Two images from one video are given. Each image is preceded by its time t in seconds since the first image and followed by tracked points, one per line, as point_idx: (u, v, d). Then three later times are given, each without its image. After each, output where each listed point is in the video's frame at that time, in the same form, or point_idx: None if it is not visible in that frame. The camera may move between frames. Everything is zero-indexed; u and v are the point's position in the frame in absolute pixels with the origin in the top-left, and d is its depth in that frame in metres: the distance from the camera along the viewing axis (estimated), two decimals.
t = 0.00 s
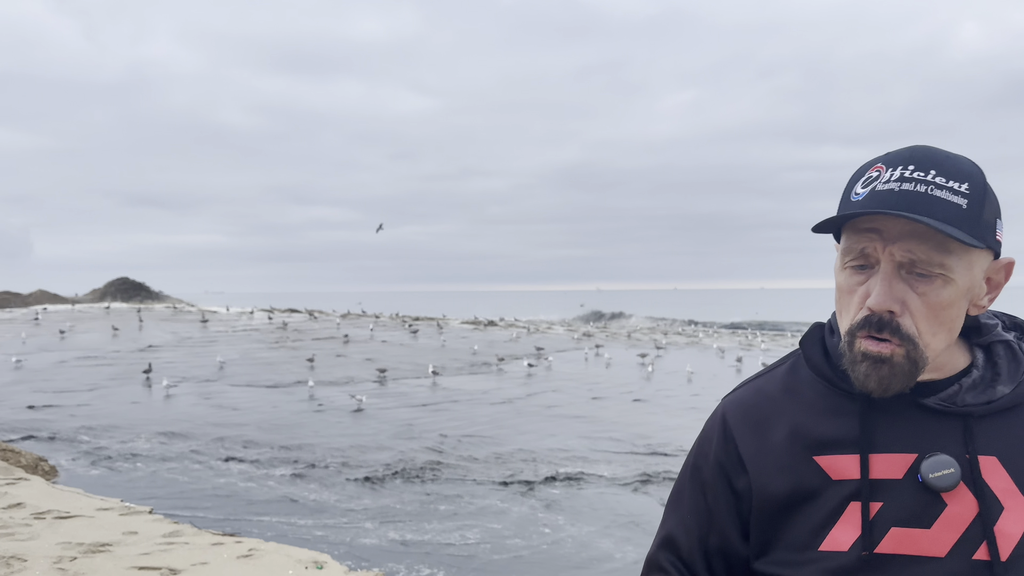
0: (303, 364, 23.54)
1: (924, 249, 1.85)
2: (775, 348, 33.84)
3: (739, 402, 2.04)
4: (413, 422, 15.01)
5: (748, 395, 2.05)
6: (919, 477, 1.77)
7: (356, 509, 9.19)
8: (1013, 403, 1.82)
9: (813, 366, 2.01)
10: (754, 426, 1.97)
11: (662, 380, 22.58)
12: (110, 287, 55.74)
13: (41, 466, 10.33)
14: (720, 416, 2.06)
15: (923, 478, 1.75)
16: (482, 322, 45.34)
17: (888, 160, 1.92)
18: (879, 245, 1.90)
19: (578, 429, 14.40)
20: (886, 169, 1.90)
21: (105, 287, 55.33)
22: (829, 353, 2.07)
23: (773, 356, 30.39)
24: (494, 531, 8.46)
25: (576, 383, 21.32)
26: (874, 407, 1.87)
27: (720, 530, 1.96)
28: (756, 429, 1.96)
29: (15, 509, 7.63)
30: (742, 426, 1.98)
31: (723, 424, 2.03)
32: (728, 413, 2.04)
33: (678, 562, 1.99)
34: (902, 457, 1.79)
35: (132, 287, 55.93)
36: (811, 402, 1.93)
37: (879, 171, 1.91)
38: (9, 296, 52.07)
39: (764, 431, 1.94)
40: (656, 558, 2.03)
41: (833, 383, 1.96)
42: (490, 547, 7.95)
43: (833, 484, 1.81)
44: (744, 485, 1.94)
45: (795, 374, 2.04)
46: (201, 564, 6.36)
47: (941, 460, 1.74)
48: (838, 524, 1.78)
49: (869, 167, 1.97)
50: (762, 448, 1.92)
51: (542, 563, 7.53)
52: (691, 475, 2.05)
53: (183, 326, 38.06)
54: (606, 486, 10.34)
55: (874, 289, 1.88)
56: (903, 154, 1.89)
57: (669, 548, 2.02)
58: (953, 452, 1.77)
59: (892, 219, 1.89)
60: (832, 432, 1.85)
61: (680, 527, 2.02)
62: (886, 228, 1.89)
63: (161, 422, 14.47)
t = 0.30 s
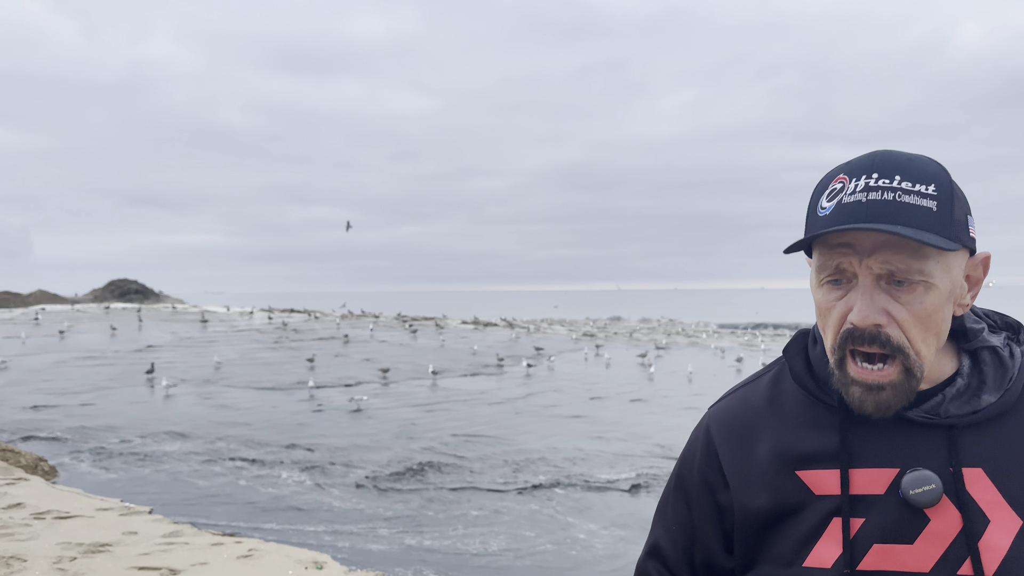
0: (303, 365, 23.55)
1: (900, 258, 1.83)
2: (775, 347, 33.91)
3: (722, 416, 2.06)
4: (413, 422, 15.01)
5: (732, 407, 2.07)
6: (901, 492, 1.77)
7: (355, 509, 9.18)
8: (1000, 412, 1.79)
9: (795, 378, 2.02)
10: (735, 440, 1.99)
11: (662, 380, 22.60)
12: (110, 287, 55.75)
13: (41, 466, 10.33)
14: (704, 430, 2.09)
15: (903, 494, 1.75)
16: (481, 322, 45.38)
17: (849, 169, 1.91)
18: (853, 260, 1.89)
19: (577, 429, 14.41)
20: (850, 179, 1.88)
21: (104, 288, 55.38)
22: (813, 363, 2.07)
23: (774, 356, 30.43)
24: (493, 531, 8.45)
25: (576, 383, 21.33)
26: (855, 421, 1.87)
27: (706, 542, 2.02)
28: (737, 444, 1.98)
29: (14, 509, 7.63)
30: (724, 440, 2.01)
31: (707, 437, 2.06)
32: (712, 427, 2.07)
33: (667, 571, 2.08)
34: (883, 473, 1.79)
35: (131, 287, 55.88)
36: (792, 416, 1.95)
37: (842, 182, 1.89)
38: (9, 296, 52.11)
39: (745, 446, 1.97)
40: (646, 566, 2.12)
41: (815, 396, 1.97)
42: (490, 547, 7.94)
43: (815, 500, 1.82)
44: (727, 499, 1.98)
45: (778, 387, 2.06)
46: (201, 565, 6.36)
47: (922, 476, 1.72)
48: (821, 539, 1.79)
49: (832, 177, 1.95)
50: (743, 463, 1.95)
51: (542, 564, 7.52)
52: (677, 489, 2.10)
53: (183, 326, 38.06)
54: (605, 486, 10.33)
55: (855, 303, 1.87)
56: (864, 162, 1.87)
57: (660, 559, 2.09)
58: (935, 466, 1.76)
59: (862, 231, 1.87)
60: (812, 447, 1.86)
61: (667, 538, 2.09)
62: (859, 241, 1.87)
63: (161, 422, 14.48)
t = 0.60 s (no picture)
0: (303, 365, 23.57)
1: (894, 260, 1.83)
2: (775, 348, 33.99)
3: (716, 426, 2.08)
4: (413, 422, 15.02)
5: (726, 417, 2.09)
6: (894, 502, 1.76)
7: (355, 509, 9.17)
8: (994, 420, 1.79)
9: (789, 387, 2.03)
10: (729, 449, 2.01)
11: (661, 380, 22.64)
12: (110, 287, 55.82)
13: (40, 466, 10.33)
14: (700, 440, 2.11)
15: (897, 504, 1.74)
16: (481, 322, 45.47)
17: (834, 174, 1.91)
18: (847, 265, 1.88)
19: (577, 429, 14.42)
20: (835, 184, 1.89)
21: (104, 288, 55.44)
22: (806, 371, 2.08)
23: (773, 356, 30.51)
24: (493, 532, 8.44)
25: (576, 383, 21.36)
26: (848, 431, 1.88)
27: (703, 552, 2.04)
28: (732, 454, 2.00)
29: (14, 510, 7.63)
30: (718, 450, 2.03)
31: (702, 447, 2.09)
32: (707, 437, 2.09)
33: None
34: (876, 483, 1.79)
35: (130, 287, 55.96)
36: (785, 426, 1.96)
37: (828, 188, 1.90)
38: (9, 296, 52.16)
39: (739, 455, 1.99)
40: None
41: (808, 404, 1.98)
42: (490, 547, 7.95)
43: (808, 510, 1.83)
44: (722, 509, 2.00)
45: (772, 395, 2.07)
46: (201, 565, 6.36)
47: (916, 485, 1.72)
48: (815, 549, 1.80)
49: (816, 184, 1.96)
50: (737, 474, 1.96)
51: (542, 564, 7.51)
52: (674, 500, 2.13)
53: (183, 326, 38.09)
54: (606, 486, 10.34)
55: (853, 308, 1.87)
56: (847, 166, 1.88)
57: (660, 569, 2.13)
58: (929, 476, 1.76)
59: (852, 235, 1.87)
60: (804, 457, 1.87)
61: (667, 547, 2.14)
62: (850, 246, 1.87)
63: (161, 422, 14.48)
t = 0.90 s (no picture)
0: (304, 365, 23.57)
1: (925, 228, 1.85)
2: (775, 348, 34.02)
3: (722, 414, 2.08)
4: (413, 422, 15.03)
5: (733, 405, 2.08)
6: (904, 491, 1.75)
7: (355, 509, 9.16)
8: (1004, 411, 1.79)
9: (798, 374, 2.04)
10: (735, 437, 2.01)
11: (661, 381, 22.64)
12: (110, 286, 55.85)
13: (40, 466, 10.32)
14: (704, 428, 2.11)
15: (907, 492, 1.73)
16: (481, 322, 45.52)
17: (856, 150, 1.95)
18: (876, 233, 1.90)
19: (578, 429, 14.44)
20: (858, 160, 1.93)
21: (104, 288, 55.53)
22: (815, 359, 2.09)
23: (774, 357, 30.52)
24: (493, 531, 8.44)
25: (576, 384, 21.37)
26: (859, 419, 1.87)
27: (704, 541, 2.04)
28: (737, 441, 2.00)
29: (15, 509, 7.62)
30: (724, 438, 2.03)
31: (707, 436, 2.08)
32: (712, 425, 2.09)
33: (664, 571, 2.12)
34: (887, 472, 1.78)
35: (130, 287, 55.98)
36: (793, 414, 1.96)
37: (852, 163, 1.93)
38: (10, 295, 52.21)
39: (745, 443, 1.98)
40: (649, 567, 2.15)
41: (818, 392, 1.98)
42: (489, 547, 7.95)
43: (816, 498, 1.82)
44: (726, 498, 1.99)
45: (780, 384, 2.07)
46: (201, 565, 6.35)
47: (927, 472, 1.71)
48: (824, 537, 1.78)
49: (838, 163, 2.00)
50: (744, 462, 1.96)
51: (542, 564, 7.51)
52: (676, 489, 2.13)
53: (183, 326, 38.10)
54: (606, 486, 10.34)
55: (881, 277, 1.88)
56: (870, 143, 1.93)
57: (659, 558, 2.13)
58: (940, 464, 1.75)
59: (880, 205, 1.90)
60: (814, 444, 1.86)
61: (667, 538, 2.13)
62: (879, 214, 1.89)
63: (161, 422, 14.48)
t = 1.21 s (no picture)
0: (303, 365, 23.56)
1: (946, 228, 1.87)
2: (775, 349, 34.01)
3: (730, 414, 2.03)
4: (413, 422, 15.03)
5: (740, 405, 2.05)
6: (919, 487, 1.77)
7: (356, 509, 9.16)
8: (1012, 407, 1.82)
9: (809, 374, 2.02)
10: (745, 438, 1.97)
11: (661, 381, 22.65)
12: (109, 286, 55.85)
13: (40, 466, 10.32)
14: (712, 428, 2.05)
15: (923, 488, 1.75)
16: (481, 322, 45.54)
17: (874, 148, 1.94)
18: (900, 232, 1.90)
19: (579, 429, 14.44)
20: (879, 158, 1.91)
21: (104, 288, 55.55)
22: (823, 358, 2.08)
23: (774, 357, 30.51)
24: (494, 531, 8.44)
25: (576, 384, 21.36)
26: (871, 417, 1.87)
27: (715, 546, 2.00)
28: (748, 441, 1.96)
29: (15, 509, 7.62)
30: (733, 437, 1.99)
31: (715, 437, 2.03)
32: (720, 425, 2.04)
33: None
34: (901, 468, 1.79)
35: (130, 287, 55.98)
36: (805, 413, 1.94)
37: (871, 161, 1.92)
38: (9, 295, 52.19)
39: (755, 442, 1.95)
40: (655, 573, 2.11)
41: (829, 391, 1.97)
42: (490, 547, 7.95)
43: (831, 497, 1.81)
44: (737, 499, 1.96)
45: (789, 382, 2.05)
46: (201, 565, 6.35)
47: (942, 469, 1.73)
48: (840, 535, 1.77)
49: (856, 159, 1.97)
50: (756, 463, 1.92)
51: (543, 564, 7.51)
52: (684, 492, 2.08)
53: (182, 326, 38.10)
54: (606, 486, 10.34)
55: (903, 277, 1.88)
56: (889, 141, 1.91)
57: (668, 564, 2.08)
58: (952, 460, 1.77)
59: (902, 204, 1.89)
60: (828, 443, 1.85)
61: (675, 544, 2.09)
62: (903, 213, 1.89)
63: (161, 422, 14.48)
